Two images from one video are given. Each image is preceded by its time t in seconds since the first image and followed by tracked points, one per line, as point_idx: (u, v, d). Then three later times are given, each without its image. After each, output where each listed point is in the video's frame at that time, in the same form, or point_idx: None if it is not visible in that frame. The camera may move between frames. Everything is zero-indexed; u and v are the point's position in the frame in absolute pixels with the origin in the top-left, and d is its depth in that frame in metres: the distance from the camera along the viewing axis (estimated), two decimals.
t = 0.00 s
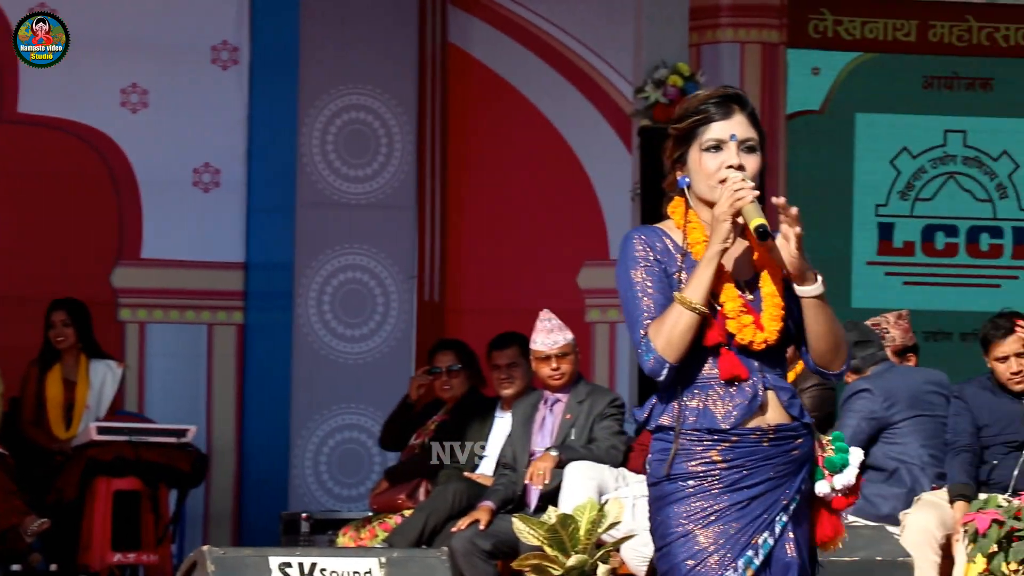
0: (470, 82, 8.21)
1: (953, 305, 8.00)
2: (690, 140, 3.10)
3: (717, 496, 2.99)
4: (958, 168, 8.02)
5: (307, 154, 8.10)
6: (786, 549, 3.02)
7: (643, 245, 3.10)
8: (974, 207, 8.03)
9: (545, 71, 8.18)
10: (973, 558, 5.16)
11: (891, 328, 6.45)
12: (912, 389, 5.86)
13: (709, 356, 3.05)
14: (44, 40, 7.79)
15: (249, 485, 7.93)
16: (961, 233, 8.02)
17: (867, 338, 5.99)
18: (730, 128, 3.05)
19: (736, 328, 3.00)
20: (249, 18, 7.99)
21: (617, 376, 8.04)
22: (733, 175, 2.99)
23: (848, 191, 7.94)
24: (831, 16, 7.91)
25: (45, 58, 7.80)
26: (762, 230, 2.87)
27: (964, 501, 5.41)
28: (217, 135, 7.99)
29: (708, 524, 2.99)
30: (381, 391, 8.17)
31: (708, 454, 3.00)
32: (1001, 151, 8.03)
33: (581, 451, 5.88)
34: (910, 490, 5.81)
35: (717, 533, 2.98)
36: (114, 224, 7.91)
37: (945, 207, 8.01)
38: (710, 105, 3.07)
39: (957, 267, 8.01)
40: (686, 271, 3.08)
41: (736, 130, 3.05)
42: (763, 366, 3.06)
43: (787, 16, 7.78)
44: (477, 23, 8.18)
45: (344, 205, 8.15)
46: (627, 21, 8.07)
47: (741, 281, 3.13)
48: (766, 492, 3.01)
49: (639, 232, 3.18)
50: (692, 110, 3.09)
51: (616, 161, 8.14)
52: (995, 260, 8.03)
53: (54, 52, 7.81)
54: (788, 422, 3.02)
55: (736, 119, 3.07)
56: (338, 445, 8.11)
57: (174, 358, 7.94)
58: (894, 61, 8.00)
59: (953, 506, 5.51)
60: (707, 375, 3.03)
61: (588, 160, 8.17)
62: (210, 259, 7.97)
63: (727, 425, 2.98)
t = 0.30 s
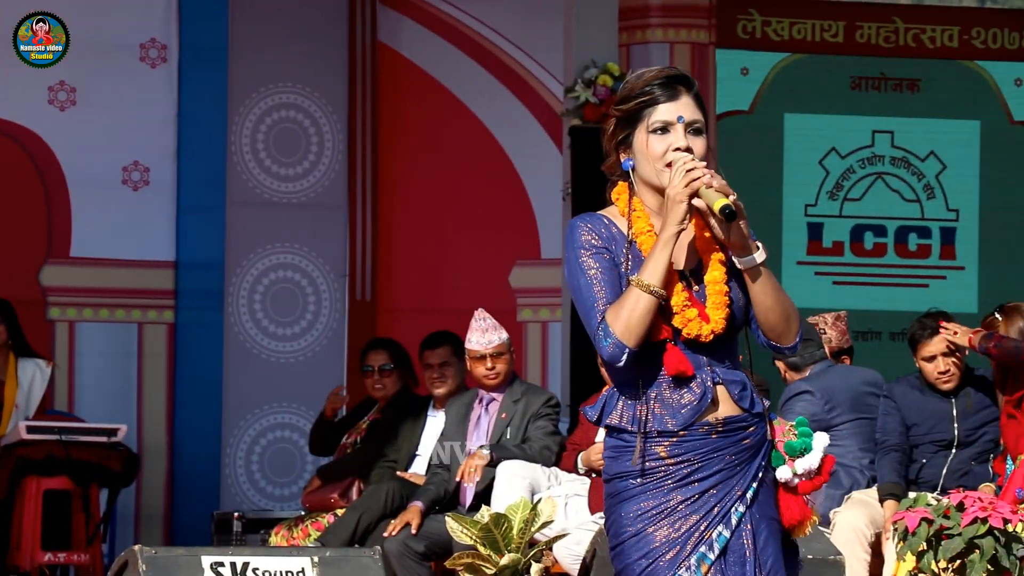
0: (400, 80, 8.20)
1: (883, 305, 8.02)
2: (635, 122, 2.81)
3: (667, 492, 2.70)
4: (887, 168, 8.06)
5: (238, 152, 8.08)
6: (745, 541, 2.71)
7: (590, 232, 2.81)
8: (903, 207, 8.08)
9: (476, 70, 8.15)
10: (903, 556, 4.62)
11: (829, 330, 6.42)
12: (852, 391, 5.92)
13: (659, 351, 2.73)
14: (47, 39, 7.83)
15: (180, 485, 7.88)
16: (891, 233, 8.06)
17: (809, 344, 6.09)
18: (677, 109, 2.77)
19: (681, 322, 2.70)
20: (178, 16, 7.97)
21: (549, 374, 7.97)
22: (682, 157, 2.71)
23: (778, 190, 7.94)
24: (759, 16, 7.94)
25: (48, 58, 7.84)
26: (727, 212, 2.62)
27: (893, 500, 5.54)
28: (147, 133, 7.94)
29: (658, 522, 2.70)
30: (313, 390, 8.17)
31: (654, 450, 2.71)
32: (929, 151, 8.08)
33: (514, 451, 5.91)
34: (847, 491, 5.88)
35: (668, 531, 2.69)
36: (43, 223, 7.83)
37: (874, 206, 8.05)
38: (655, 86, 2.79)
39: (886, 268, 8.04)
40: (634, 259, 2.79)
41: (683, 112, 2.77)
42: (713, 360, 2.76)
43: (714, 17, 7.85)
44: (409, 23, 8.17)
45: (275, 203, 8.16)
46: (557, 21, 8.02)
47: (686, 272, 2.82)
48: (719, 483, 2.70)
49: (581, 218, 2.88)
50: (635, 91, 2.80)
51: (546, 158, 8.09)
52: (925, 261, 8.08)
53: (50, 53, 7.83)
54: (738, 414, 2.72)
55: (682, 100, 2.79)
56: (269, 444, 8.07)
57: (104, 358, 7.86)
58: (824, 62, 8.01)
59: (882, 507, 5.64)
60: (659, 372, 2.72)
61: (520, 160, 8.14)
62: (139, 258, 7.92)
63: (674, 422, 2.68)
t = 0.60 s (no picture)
0: (386, 80, 8.21)
1: (867, 304, 8.05)
2: (635, 121, 2.82)
3: (664, 490, 2.71)
4: (871, 168, 8.10)
5: (222, 152, 8.06)
6: (743, 542, 2.72)
7: (588, 231, 2.82)
8: (887, 206, 8.11)
9: (460, 68, 8.16)
10: (887, 555, 4.63)
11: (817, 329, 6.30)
12: (843, 390, 5.89)
13: (656, 352, 2.76)
14: (46, 39, 7.83)
15: (164, 484, 7.86)
16: (875, 232, 8.10)
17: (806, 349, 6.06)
18: (677, 109, 2.78)
19: (679, 323, 2.72)
20: (162, 14, 7.98)
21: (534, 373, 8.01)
22: (682, 159, 2.72)
23: (762, 189, 7.97)
24: (743, 15, 7.99)
25: (47, 58, 7.83)
26: (727, 217, 2.62)
27: (877, 499, 5.55)
28: (131, 131, 7.94)
29: (655, 520, 2.71)
30: (297, 389, 8.15)
31: (653, 448, 2.72)
32: (912, 150, 8.11)
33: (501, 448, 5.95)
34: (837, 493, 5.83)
35: (665, 529, 2.70)
36: (26, 221, 7.81)
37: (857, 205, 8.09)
38: (655, 86, 2.80)
39: (870, 267, 8.07)
40: (633, 259, 2.80)
41: (683, 112, 2.78)
42: (712, 360, 2.77)
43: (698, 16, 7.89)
44: (394, 22, 8.19)
45: (259, 202, 8.12)
46: (541, 21, 8.05)
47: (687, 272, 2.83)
48: (718, 482, 2.71)
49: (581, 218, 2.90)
50: (635, 91, 2.81)
51: (529, 156, 8.13)
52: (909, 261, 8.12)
53: (53, 52, 7.84)
54: (739, 413, 2.73)
55: (682, 100, 2.80)
56: (253, 443, 8.05)
57: (88, 356, 7.85)
58: (808, 61, 8.04)
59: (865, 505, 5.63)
60: (658, 373, 2.74)
61: (505, 160, 8.15)
62: (123, 256, 7.92)
63: (674, 420, 2.70)
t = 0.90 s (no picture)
0: (352, 77, 8.22)
1: (832, 303, 8.11)
2: (620, 122, 2.83)
3: (632, 490, 2.73)
4: (835, 167, 8.16)
5: (186, 150, 8.04)
6: (711, 543, 2.74)
7: (570, 231, 2.84)
8: (850, 205, 8.17)
9: (425, 66, 8.16)
10: (849, 552, 4.67)
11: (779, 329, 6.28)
12: (808, 389, 5.76)
13: (637, 351, 2.78)
14: (47, 40, 7.84)
15: (127, 483, 7.83)
16: (838, 231, 8.16)
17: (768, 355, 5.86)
18: (663, 112, 2.79)
19: (661, 322, 2.74)
20: (126, 10, 7.93)
21: (498, 371, 7.99)
22: (667, 162, 2.73)
23: (727, 189, 8.03)
24: (709, 14, 8.01)
25: (50, 59, 7.84)
26: (714, 221, 2.63)
27: (840, 497, 5.56)
28: (94, 128, 7.88)
29: (622, 519, 2.73)
30: (262, 388, 8.13)
31: (624, 447, 2.74)
32: (876, 149, 8.17)
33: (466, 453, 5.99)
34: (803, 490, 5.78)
35: (632, 529, 2.72)
36: None
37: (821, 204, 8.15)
38: (641, 88, 2.81)
39: (834, 265, 8.13)
40: (617, 258, 2.82)
41: (669, 115, 2.79)
42: (690, 361, 2.80)
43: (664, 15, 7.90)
44: (359, 20, 8.21)
45: (224, 199, 8.10)
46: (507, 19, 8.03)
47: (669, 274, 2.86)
48: (687, 483, 2.73)
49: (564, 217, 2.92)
50: (621, 92, 2.82)
51: (494, 154, 8.11)
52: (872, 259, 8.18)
53: (55, 52, 7.85)
54: (712, 413, 2.76)
55: (669, 103, 2.81)
56: (217, 441, 8.05)
57: (50, 354, 7.80)
58: (773, 61, 8.09)
59: (827, 503, 5.59)
60: (633, 371, 2.77)
61: (469, 158, 8.16)
62: (87, 254, 7.87)
63: (647, 419, 2.72)
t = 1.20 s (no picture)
0: (298, 74, 8.17)
1: (776, 303, 8.20)
2: (580, 122, 2.86)
3: (576, 489, 2.77)
4: (780, 167, 8.24)
5: (131, 148, 8.02)
6: (655, 542, 2.77)
7: (525, 226, 2.87)
8: (795, 205, 8.27)
9: (370, 64, 8.15)
10: (793, 550, 4.73)
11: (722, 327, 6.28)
12: (748, 388, 5.84)
13: (585, 349, 2.82)
14: (46, 39, 7.84)
15: (70, 483, 7.82)
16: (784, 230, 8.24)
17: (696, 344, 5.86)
18: (623, 114, 2.83)
19: (611, 322, 2.78)
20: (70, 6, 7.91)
21: (444, 368, 8.07)
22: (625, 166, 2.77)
23: (672, 188, 8.13)
24: (654, 14, 8.10)
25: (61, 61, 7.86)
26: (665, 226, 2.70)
27: (784, 496, 5.59)
28: (39, 126, 7.87)
29: (563, 518, 2.77)
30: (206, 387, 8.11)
31: (568, 446, 2.78)
32: (821, 150, 8.27)
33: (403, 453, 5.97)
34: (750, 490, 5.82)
35: (575, 529, 2.76)
36: None
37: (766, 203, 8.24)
38: (601, 89, 2.84)
39: (779, 265, 8.22)
40: (569, 257, 2.85)
41: (629, 117, 2.83)
42: (638, 360, 2.84)
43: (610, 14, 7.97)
44: (304, 18, 8.17)
45: (168, 196, 8.07)
46: (452, 18, 8.07)
47: (621, 274, 2.89)
48: (630, 483, 2.77)
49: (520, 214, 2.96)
50: (581, 92, 2.85)
51: (440, 153, 8.15)
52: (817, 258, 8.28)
53: (55, 52, 7.86)
54: (658, 413, 2.80)
55: (629, 105, 2.85)
56: (160, 442, 8.01)
57: None
58: (718, 60, 8.18)
59: (772, 502, 5.62)
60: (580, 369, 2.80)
61: (414, 157, 8.16)
62: (30, 252, 7.84)
63: (593, 418, 2.76)
